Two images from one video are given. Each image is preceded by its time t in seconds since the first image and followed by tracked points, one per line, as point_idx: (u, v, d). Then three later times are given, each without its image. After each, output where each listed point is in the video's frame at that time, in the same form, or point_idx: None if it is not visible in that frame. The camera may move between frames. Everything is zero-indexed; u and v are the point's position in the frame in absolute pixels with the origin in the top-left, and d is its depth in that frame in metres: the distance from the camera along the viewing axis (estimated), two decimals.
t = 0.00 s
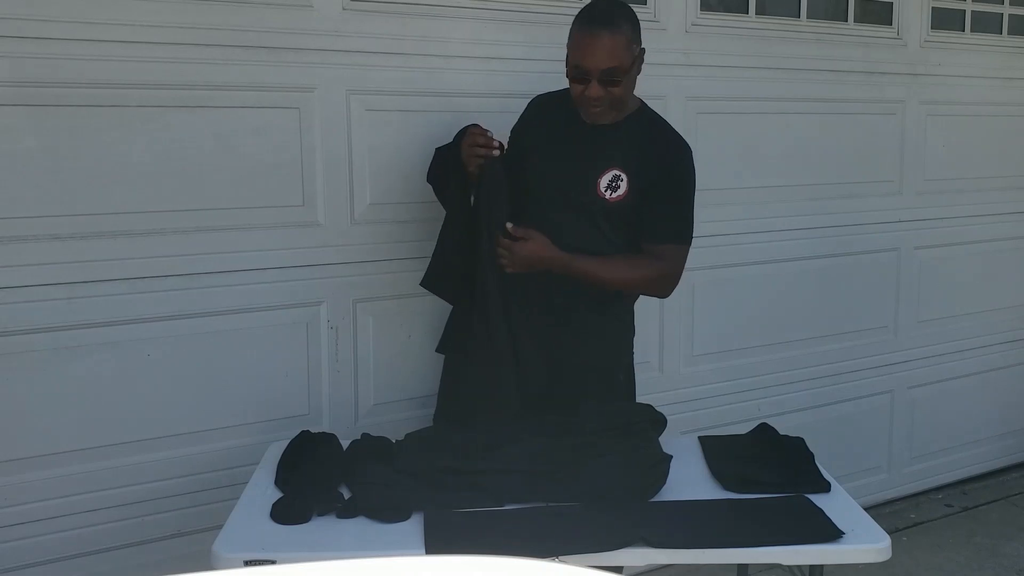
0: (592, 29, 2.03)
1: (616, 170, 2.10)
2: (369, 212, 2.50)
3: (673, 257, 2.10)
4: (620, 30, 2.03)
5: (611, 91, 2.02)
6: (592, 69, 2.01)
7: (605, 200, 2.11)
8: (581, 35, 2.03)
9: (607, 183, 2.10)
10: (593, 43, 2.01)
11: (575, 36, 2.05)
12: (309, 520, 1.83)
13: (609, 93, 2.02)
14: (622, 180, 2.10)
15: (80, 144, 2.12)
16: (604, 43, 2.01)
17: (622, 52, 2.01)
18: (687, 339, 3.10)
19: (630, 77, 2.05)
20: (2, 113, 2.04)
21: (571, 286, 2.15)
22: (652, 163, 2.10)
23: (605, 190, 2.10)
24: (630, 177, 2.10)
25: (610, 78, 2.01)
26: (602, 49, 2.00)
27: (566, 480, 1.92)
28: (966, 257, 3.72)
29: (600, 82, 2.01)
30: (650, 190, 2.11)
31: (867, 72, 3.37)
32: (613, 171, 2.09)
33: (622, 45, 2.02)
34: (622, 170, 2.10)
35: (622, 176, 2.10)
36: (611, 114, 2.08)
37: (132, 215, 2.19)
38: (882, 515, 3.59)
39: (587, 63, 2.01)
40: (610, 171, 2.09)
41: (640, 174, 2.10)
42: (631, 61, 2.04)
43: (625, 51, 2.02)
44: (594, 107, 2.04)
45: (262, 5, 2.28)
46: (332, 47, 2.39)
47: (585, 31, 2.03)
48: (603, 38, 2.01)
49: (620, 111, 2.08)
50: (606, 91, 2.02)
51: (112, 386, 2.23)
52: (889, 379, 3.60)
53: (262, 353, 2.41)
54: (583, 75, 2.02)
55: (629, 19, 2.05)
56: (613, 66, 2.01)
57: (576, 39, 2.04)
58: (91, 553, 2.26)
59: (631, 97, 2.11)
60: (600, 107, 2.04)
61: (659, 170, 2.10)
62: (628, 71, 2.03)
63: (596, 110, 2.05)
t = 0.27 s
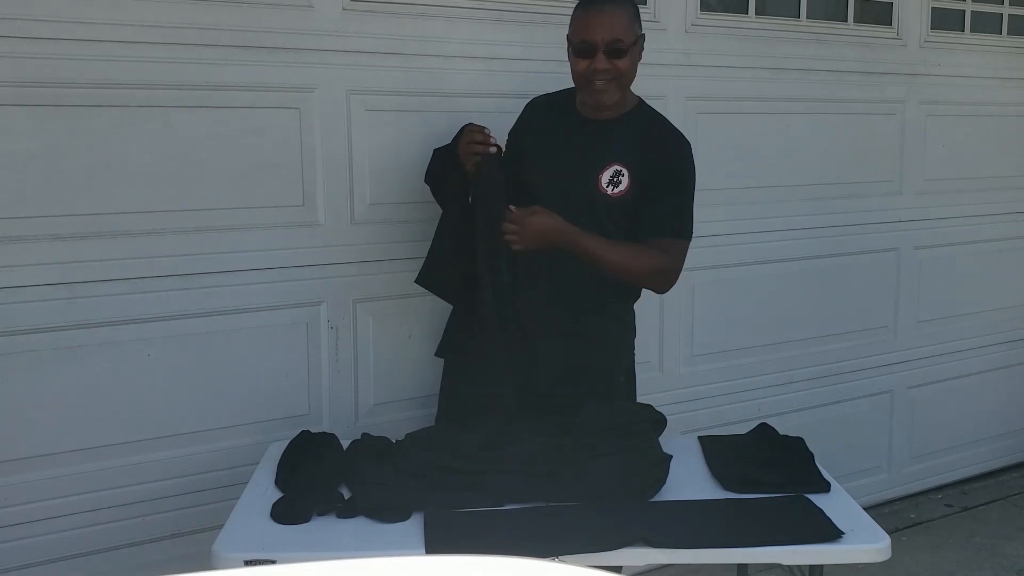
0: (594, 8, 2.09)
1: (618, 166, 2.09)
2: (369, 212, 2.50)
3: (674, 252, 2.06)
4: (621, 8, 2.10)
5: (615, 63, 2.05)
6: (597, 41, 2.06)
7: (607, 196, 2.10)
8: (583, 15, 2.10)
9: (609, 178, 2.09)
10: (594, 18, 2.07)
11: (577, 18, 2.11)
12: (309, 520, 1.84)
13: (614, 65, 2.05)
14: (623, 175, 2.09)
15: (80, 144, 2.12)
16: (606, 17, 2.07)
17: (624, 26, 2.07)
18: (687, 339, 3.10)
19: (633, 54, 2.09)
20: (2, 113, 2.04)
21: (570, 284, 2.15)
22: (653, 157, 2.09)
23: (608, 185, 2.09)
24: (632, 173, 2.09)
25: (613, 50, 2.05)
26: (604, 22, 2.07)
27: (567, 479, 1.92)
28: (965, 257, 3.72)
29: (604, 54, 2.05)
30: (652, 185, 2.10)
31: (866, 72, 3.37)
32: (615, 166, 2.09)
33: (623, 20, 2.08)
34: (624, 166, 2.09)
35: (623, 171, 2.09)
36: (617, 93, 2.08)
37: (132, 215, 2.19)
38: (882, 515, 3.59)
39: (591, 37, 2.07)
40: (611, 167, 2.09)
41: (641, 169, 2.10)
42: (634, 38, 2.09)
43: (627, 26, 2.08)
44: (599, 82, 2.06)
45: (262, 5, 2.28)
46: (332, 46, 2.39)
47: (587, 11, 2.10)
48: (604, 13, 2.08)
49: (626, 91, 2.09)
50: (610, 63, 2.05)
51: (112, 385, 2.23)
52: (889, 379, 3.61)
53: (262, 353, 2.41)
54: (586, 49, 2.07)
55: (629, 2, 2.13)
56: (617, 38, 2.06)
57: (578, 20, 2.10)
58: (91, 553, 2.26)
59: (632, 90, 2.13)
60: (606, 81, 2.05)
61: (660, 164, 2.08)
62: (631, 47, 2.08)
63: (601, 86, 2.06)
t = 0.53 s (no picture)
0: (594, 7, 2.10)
1: (619, 166, 2.09)
2: (369, 212, 2.50)
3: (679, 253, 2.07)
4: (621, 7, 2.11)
5: (615, 60, 2.06)
6: (597, 39, 2.07)
7: (608, 197, 2.09)
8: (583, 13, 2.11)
9: (610, 179, 2.09)
10: (594, 16, 2.08)
11: (577, 16, 2.12)
12: (309, 520, 1.84)
13: (614, 62, 2.06)
14: (624, 176, 2.09)
15: (80, 144, 2.12)
16: (607, 15, 2.08)
17: (623, 23, 2.08)
18: (687, 339, 3.10)
19: (633, 52, 2.10)
20: (2, 113, 2.04)
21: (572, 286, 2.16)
22: (653, 158, 2.09)
23: (609, 186, 2.09)
24: (632, 174, 2.09)
25: (613, 47, 2.06)
26: (604, 20, 2.08)
27: (567, 479, 1.93)
28: (965, 257, 3.72)
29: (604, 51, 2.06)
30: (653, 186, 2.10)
31: (866, 72, 3.37)
32: (616, 167, 2.09)
33: (623, 18, 2.09)
34: (625, 167, 2.09)
35: (623, 172, 2.09)
36: (618, 90, 2.08)
37: (133, 215, 2.20)
38: (882, 515, 3.59)
39: (591, 34, 2.07)
40: (612, 168, 2.08)
41: (642, 171, 2.09)
42: (634, 36, 2.10)
43: (627, 24, 2.09)
44: (599, 79, 2.06)
45: (262, 6, 2.28)
46: (332, 46, 2.39)
47: (587, 9, 2.11)
48: (604, 11, 2.08)
49: (627, 88, 2.09)
50: (610, 60, 2.06)
51: (112, 385, 2.23)
52: (889, 379, 3.61)
53: (262, 353, 2.41)
54: (586, 47, 2.07)
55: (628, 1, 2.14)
56: (617, 36, 2.07)
57: (578, 18, 2.11)
58: (91, 552, 2.26)
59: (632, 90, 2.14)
60: (607, 78, 2.05)
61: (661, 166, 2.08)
62: (632, 44, 2.09)
63: (602, 83, 2.06)
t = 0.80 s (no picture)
0: (590, 7, 2.08)
1: (618, 169, 2.08)
2: (369, 212, 2.50)
3: (688, 259, 2.08)
4: (617, 7, 2.08)
5: (613, 63, 2.04)
6: (593, 42, 2.04)
7: (607, 200, 2.09)
8: (579, 15, 2.08)
9: (609, 182, 2.08)
10: (590, 17, 2.06)
11: (574, 17, 2.09)
12: (309, 520, 1.84)
13: (611, 66, 2.04)
14: (624, 179, 2.08)
15: (80, 144, 2.12)
16: (604, 17, 2.06)
17: (620, 25, 2.05)
18: (687, 339, 3.10)
19: (630, 53, 2.08)
20: (2, 114, 2.04)
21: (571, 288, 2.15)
22: (653, 162, 2.09)
23: (607, 189, 2.08)
24: (632, 177, 2.09)
25: (611, 50, 2.04)
26: (600, 21, 2.05)
27: (567, 479, 1.93)
28: (965, 258, 3.72)
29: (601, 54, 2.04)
30: (652, 190, 2.10)
31: (866, 72, 3.37)
32: (614, 170, 2.08)
33: (620, 20, 2.06)
34: (623, 169, 2.08)
35: (623, 175, 2.08)
36: (616, 94, 2.07)
37: (133, 215, 2.20)
38: (881, 515, 3.59)
39: (587, 37, 2.05)
40: (611, 171, 2.08)
41: (642, 174, 2.09)
42: (631, 37, 2.08)
43: (623, 25, 2.06)
44: (597, 84, 2.05)
45: (262, 5, 2.28)
46: (332, 46, 2.39)
47: (583, 10, 2.08)
48: (601, 13, 2.06)
49: (624, 91, 2.08)
50: (607, 63, 2.04)
51: (112, 385, 2.23)
52: (889, 379, 3.61)
53: (262, 353, 2.41)
54: (583, 50, 2.05)
55: None
56: (614, 38, 2.04)
57: (574, 19, 2.09)
58: (91, 552, 2.26)
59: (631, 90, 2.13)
60: (604, 82, 2.04)
61: (663, 170, 2.09)
62: (629, 46, 2.07)
63: (600, 88, 2.05)
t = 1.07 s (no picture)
0: (589, 9, 2.06)
1: (616, 171, 2.08)
2: (369, 212, 2.50)
3: (689, 257, 2.09)
4: (616, 8, 2.07)
5: (612, 65, 2.03)
6: (592, 44, 2.03)
7: (606, 201, 2.08)
8: (578, 16, 2.07)
9: (608, 184, 2.08)
10: (589, 19, 2.05)
11: (573, 18, 2.08)
12: (308, 520, 1.83)
13: (610, 68, 2.03)
14: (623, 181, 2.08)
15: (79, 144, 2.12)
16: (602, 18, 2.04)
17: (619, 26, 2.04)
18: (687, 339, 3.10)
19: (630, 54, 2.07)
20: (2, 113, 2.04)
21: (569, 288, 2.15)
22: (653, 164, 2.08)
23: (606, 191, 2.08)
24: (632, 179, 2.08)
25: (610, 52, 2.03)
26: (599, 24, 2.04)
27: (567, 479, 1.92)
28: (965, 258, 3.72)
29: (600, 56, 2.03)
30: (652, 192, 2.10)
31: (867, 72, 3.37)
32: (613, 172, 2.08)
33: (619, 21, 2.05)
34: (622, 171, 2.08)
35: (622, 177, 2.08)
36: (615, 95, 2.06)
37: (133, 215, 2.19)
38: (882, 515, 3.59)
39: (586, 39, 2.04)
40: (610, 172, 2.08)
41: (642, 176, 2.09)
42: (630, 38, 2.06)
43: (622, 26, 2.05)
44: (596, 86, 2.04)
45: (262, 5, 2.28)
46: (332, 46, 2.39)
47: (582, 11, 2.07)
48: (600, 14, 2.05)
49: (623, 93, 2.08)
50: (606, 65, 2.03)
51: (112, 385, 2.23)
52: (890, 379, 3.60)
53: (262, 353, 2.41)
54: (582, 52, 2.04)
55: None
56: (613, 40, 2.03)
57: (573, 21, 2.07)
58: (91, 552, 2.26)
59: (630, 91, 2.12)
60: (603, 84, 2.04)
61: (663, 172, 2.08)
62: (628, 47, 2.06)
63: (599, 90, 2.04)
